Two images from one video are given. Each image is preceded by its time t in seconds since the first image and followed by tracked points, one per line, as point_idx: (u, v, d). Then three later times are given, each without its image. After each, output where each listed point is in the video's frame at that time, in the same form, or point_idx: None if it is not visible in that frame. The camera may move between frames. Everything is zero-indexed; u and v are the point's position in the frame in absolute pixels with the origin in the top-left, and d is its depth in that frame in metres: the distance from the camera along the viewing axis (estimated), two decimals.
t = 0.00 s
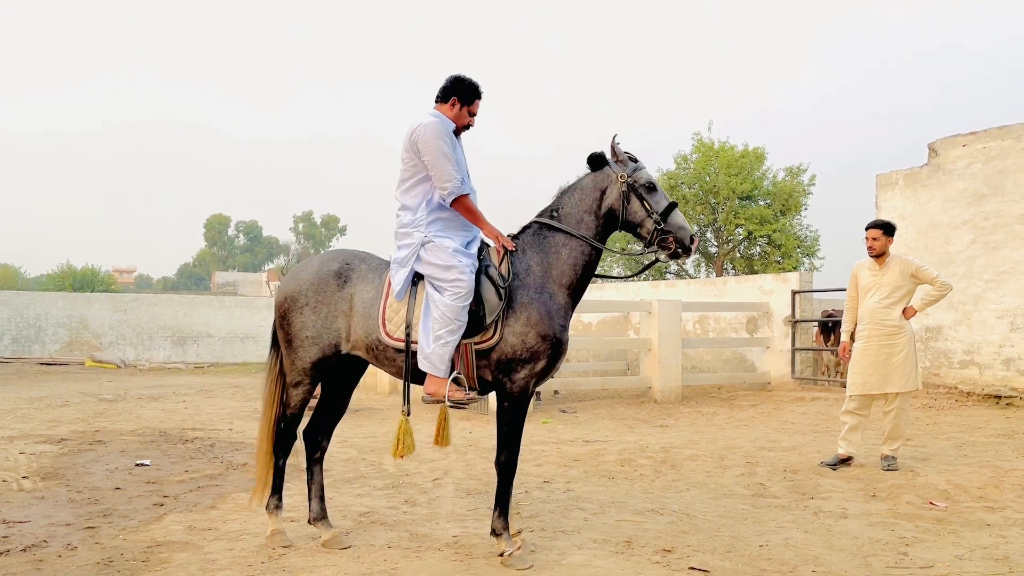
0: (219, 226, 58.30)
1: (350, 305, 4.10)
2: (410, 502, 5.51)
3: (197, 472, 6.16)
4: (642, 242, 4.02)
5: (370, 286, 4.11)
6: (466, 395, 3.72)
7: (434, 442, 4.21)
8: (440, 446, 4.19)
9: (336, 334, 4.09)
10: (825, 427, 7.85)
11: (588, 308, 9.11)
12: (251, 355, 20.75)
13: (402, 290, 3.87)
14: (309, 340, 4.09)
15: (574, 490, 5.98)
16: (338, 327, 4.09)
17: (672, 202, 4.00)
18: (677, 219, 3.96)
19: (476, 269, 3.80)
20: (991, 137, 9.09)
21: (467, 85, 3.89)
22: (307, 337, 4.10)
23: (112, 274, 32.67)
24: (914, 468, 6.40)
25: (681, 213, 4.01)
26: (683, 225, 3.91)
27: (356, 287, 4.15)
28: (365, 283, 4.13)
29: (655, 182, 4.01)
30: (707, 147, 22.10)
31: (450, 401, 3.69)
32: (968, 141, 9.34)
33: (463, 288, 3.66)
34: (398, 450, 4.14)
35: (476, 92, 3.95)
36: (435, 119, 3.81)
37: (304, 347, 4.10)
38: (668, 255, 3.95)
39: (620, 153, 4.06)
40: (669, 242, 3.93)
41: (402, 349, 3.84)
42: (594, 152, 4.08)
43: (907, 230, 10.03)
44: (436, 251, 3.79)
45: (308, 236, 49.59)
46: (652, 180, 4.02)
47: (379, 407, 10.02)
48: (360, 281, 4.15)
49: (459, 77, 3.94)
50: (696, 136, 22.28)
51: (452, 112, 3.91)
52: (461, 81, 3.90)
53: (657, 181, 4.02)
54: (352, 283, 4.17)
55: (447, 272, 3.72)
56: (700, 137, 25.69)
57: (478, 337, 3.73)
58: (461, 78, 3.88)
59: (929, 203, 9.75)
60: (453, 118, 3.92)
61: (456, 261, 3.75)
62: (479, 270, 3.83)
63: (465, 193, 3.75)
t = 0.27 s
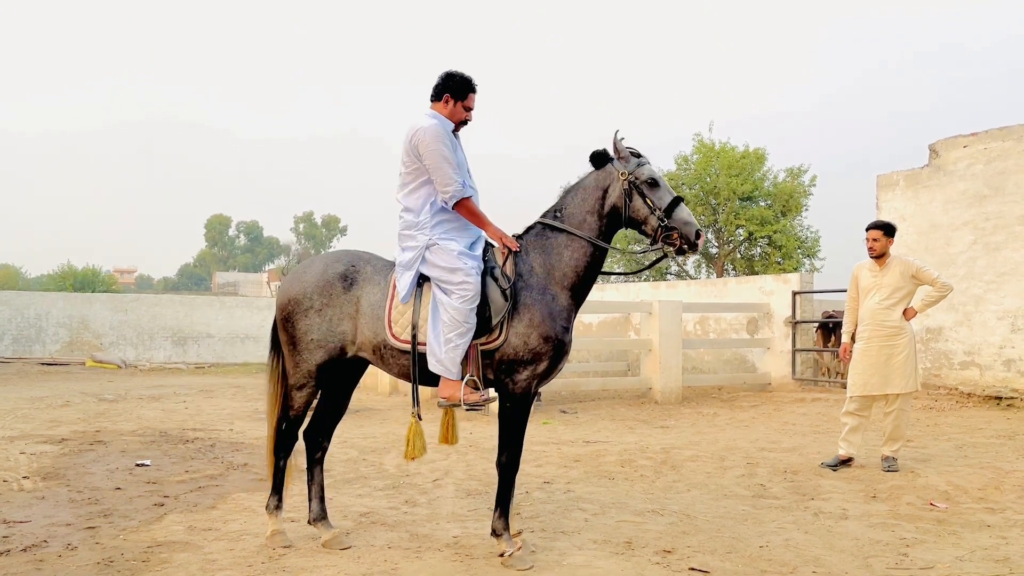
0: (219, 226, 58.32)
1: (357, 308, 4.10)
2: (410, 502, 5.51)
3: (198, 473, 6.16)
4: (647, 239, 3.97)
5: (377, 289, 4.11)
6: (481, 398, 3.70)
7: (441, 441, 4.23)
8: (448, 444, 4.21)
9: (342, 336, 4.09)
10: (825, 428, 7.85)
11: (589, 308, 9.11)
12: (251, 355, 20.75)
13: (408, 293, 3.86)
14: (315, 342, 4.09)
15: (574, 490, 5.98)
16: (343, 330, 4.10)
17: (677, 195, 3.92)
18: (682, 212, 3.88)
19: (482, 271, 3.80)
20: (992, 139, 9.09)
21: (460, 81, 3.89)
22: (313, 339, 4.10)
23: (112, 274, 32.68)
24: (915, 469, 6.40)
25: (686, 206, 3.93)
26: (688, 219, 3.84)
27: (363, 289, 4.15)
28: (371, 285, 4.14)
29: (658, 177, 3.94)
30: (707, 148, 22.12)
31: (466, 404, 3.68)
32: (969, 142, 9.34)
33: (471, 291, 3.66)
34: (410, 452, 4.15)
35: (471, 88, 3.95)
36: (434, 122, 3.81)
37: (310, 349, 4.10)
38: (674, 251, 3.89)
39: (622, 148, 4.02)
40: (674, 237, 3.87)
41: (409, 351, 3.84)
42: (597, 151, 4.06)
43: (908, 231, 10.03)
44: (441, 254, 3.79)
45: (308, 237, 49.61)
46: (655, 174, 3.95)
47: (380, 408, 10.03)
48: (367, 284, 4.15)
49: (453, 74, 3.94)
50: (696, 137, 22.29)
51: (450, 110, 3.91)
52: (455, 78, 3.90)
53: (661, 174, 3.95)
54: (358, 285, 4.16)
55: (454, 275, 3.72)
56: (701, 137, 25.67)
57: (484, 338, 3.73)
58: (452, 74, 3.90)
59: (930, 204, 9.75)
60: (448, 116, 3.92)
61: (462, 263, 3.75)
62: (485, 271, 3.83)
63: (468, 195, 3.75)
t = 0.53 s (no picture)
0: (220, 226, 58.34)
1: (357, 308, 4.10)
2: (411, 503, 5.52)
3: (198, 473, 6.16)
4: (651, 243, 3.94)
5: (377, 289, 4.11)
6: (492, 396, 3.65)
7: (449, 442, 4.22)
8: (456, 445, 4.21)
9: (342, 337, 4.09)
10: (826, 429, 7.85)
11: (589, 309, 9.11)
12: (251, 356, 20.76)
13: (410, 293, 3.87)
14: (316, 344, 4.10)
15: (575, 491, 5.98)
16: (343, 331, 4.10)
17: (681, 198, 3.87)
18: (686, 216, 3.83)
19: (485, 270, 3.80)
20: (992, 140, 9.09)
21: (462, 78, 3.89)
22: (313, 341, 4.11)
23: (112, 274, 32.71)
24: (915, 470, 6.40)
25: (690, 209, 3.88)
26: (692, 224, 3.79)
27: (363, 290, 4.14)
28: (371, 286, 4.14)
29: (663, 179, 3.89)
30: (707, 149, 22.14)
31: (474, 403, 3.62)
32: (970, 143, 9.34)
33: (475, 288, 3.66)
34: (414, 454, 4.14)
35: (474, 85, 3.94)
36: (438, 122, 3.82)
37: (311, 350, 4.11)
38: (676, 255, 3.84)
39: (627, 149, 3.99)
40: (677, 242, 3.83)
41: (412, 351, 3.86)
42: (602, 152, 4.04)
43: (908, 232, 10.03)
44: (444, 254, 3.79)
45: (308, 237, 49.63)
46: (660, 177, 3.91)
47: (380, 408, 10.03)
48: (367, 285, 4.14)
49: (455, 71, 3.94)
50: (697, 138, 22.30)
51: (453, 108, 3.91)
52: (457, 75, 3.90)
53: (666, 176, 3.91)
54: (359, 286, 4.16)
55: (457, 273, 3.72)
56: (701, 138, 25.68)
57: (489, 338, 3.74)
58: (452, 71, 3.90)
59: (931, 205, 9.75)
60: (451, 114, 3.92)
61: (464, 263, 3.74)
62: (489, 271, 3.84)
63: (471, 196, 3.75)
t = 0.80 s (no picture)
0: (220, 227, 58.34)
1: (357, 310, 4.10)
2: (410, 504, 5.52)
3: (198, 474, 6.16)
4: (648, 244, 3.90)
5: (377, 292, 4.11)
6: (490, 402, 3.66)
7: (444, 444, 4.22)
8: (452, 446, 4.21)
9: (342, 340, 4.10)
10: (826, 430, 7.85)
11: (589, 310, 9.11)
12: (251, 356, 20.76)
13: (409, 294, 3.86)
14: (316, 346, 4.10)
15: (574, 492, 5.98)
16: (344, 333, 4.10)
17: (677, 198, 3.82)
18: (681, 216, 3.78)
19: (484, 273, 3.80)
20: (992, 141, 9.09)
21: (467, 77, 3.90)
22: (314, 343, 4.11)
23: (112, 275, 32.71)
24: (915, 471, 6.40)
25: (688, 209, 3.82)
26: (687, 225, 3.73)
27: (363, 292, 4.15)
28: (372, 288, 4.14)
29: (660, 179, 3.86)
30: (707, 150, 22.17)
31: (473, 409, 3.63)
32: (970, 145, 9.35)
33: (473, 292, 3.66)
34: (409, 458, 4.14)
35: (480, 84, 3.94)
36: (445, 121, 3.82)
37: (311, 352, 4.11)
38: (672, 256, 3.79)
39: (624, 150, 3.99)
40: (671, 243, 3.77)
41: (412, 354, 3.86)
42: (602, 152, 4.07)
43: (908, 233, 10.03)
44: (443, 255, 3.79)
45: (308, 238, 49.64)
46: (657, 177, 3.88)
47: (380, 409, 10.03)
48: (367, 287, 4.14)
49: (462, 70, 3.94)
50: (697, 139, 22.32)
51: (459, 107, 3.92)
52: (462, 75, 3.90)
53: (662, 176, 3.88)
54: (359, 288, 4.16)
55: (455, 277, 3.72)
56: (701, 139, 25.69)
57: (489, 341, 3.74)
58: (457, 69, 3.91)
59: (930, 206, 9.75)
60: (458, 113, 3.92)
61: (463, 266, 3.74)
62: (489, 274, 3.84)
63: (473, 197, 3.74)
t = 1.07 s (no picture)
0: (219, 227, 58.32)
1: (358, 312, 4.10)
2: (409, 505, 5.52)
3: (197, 475, 6.16)
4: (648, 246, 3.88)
5: (378, 294, 4.11)
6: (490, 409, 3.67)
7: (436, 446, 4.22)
8: (444, 448, 4.20)
9: (342, 341, 4.10)
10: (825, 430, 7.85)
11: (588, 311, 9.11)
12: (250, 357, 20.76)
13: (409, 299, 3.87)
14: (316, 347, 4.10)
15: (573, 493, 5.98)
16: (345, 334, 4.10)
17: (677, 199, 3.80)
18: (680, 217, 3.75)
19: (484, 278, 3.81)
20: (990, 142, 9.10)
21: (472, 79, 3.89)
22: (314, 344, 4.11)
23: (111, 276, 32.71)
24: (914, 472, 6.40)
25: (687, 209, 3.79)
26: (687, 226, 3.70)
27: (364, 293, 4.14)
28: (372, 290, 4.13)
29: (659, 181, 3.85)
30: (706, 151, 22.19)
31: (474, 417, 3.65)
32: (968, 145, 9.36)
33: (473, 299, 3.66)
34: (403, 464, 4.15)
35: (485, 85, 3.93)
36: (450, 122, 3.83)
37: (311, 353, 4.12)
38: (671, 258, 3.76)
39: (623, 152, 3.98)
40: (669, 245, 3.75)
41: (411, 358, 3.86)
42: (600, 154, 4.12)
43: (907, 234, 10.04)
44: (443, 259, 3.79)
45: (308, 238, 49.64)
46: (655, 178, 3.87)
47: (379, 410, 10.02)
48: (368, 289, 4.14)
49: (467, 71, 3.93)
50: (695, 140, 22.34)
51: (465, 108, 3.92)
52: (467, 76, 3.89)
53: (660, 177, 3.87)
54: (360, 289, 4.16)
55: (454, 283, 3.72)
56: (700, 140, 25.69)
57: (489, 346, 3.74)
58: (461, 70, 3.90)
59: (929, 207, 9.76)
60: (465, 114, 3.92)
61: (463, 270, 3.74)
62: (489, 280, 3.86)
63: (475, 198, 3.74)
